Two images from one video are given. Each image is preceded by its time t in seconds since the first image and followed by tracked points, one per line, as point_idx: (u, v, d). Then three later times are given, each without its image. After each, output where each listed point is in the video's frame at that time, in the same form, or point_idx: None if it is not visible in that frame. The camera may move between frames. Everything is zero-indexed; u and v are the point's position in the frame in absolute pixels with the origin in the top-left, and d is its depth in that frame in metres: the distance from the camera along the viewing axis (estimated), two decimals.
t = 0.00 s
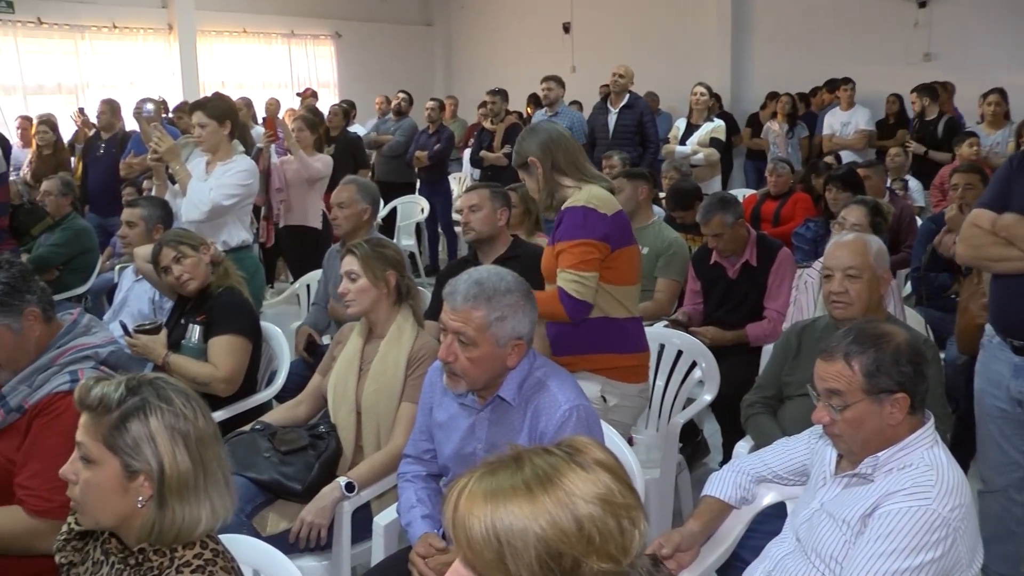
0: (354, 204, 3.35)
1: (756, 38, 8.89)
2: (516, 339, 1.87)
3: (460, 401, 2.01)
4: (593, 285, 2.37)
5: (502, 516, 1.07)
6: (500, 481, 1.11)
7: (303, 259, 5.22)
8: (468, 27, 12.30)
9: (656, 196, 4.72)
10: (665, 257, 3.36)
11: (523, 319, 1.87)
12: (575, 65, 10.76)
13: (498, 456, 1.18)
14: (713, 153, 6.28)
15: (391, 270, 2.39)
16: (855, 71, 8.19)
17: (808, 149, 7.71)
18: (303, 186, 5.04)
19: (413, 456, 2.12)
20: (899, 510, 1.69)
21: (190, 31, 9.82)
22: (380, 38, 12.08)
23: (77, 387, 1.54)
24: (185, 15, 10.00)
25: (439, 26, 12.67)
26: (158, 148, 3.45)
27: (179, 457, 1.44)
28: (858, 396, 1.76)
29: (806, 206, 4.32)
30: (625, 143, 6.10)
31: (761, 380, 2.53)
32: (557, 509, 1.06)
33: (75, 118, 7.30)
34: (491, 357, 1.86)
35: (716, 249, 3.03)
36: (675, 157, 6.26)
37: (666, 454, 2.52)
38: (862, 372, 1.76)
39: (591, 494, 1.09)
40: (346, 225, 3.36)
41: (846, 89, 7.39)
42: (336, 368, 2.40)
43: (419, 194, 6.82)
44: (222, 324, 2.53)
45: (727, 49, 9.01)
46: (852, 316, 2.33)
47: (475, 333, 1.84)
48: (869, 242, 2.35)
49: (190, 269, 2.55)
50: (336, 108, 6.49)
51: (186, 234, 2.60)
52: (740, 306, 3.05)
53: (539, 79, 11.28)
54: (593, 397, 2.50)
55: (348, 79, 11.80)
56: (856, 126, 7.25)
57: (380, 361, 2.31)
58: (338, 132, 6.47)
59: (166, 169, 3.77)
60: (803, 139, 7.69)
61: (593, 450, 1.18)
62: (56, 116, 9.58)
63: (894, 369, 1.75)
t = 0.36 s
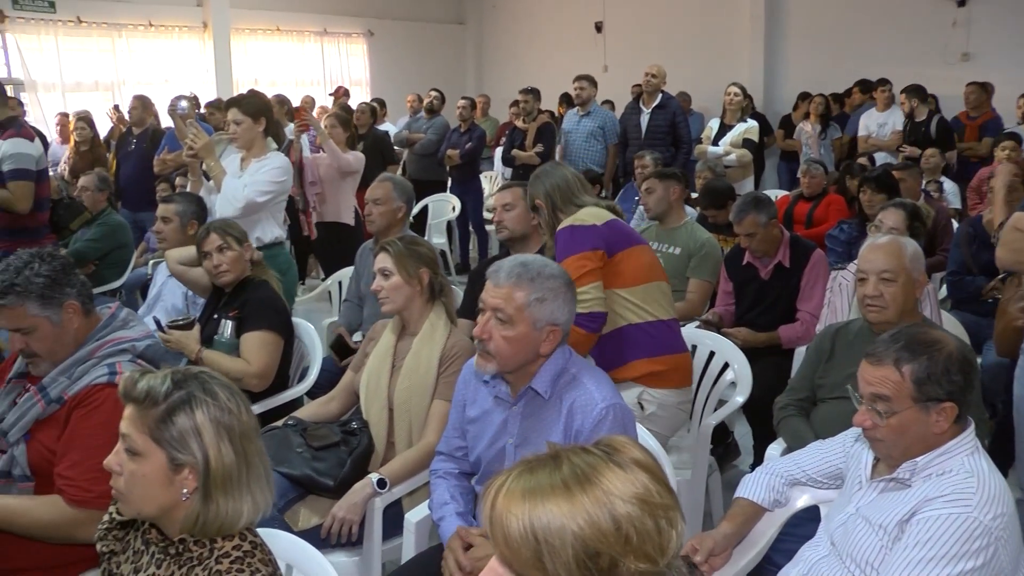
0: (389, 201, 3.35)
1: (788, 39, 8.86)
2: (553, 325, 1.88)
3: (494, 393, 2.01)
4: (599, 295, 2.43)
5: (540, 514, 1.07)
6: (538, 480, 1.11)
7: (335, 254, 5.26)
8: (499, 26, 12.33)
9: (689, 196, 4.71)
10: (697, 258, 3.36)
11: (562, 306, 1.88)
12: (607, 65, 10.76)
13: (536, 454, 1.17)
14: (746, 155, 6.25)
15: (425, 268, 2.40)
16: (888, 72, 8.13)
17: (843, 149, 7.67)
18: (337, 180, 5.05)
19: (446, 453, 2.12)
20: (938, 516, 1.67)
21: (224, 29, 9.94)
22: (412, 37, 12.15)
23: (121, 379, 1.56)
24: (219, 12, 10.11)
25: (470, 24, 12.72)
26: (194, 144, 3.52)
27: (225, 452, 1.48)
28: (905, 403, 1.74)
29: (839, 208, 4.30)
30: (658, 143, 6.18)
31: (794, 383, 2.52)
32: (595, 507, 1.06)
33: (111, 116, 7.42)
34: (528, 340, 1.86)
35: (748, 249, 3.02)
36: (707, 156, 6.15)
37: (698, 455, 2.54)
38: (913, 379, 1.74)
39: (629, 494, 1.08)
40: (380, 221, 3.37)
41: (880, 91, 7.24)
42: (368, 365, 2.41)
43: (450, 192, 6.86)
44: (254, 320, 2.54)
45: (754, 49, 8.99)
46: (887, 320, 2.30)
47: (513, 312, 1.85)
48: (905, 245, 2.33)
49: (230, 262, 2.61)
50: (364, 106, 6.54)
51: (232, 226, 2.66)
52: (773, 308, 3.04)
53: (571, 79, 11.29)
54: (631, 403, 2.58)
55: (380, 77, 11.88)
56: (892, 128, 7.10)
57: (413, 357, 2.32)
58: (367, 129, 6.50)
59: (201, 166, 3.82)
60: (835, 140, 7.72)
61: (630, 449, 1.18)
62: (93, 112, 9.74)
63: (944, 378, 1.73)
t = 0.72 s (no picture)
0: (424, 200, 3.36)
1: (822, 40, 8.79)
2: (605, 308, 1.90)
3: (537, 379, 2.01)
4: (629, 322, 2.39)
5: (581, 516, 1.06)
6: (579, 480, 1.10)
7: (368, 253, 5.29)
8: (533, 26, 12.35)
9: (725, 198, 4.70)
10: (731, 260, 3.34)
11: (617, 292, 1.91)
12: (641, 65, 10.76)
13: (577, 456, 1.17)
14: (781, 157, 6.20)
15: (459, 267, 2.39)
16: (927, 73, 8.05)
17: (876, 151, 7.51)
18: (371, 177, 5.06)
19: (485, 448, 2.13)
20: (984, 524, 1.65)
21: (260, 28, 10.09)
22: (447, 36, 12.22)
23: (176, 378, 1.67)
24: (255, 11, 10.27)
25: (504, 24, 12.73)
26: (231, 142, 3.54)
27: (278, 454, 1.62)
28: (955, 416, 1.70)
29: (876, 210, 4.26)
30: (693, 144, 6.14)
31: (831, 387, 2.50)
32: (635, 508, 1.05)
33: (148, 114, 7.55)
34: (581, 319, 1.88)
35: (784, 252, 3.02)
36: (743, 159, 6.15)
37: (730, 458, 2.57)
38: (966, 394, 1.69)
39: (669, 496, 1.07)
40: (415, 220, 3.38)
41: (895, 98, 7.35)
42: (403, 362, 2.41)
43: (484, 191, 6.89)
44: (290, 318, 2.56)
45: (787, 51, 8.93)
46: (926, 326, 2.27)
47: (570, 290, 1.88)
48: (945, 249, 2.30)
49: (275, 262, 2.66)
50: (396, 105, 6.55)
51: (292, 226, 2.74)
52: (809, 311, 3.03)
53: (605, 79, 11.29)
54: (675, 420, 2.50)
55: (414, 77, 11.94)
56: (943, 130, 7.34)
57: (448, 356, 2.32)
58: (400, 129, 6.52)
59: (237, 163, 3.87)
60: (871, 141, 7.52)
61: (670, 452, 1.17)
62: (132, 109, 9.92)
63: (999, 394, 1.69)
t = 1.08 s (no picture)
0: (459, 199, 3.37)
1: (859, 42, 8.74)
2: (652, 306, 1.90)
3: (580, 375, 2.02)
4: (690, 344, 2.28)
5: (622, 516, 1.06)
6: (621, 481, 1.10)
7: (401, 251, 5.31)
8: (568, 26, 12.41)
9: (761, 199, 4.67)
10: (767, 262, 3.32)
11: (663, 289, 1.91)
12: (677, 66, 10.78)
13: (617, 457, 1.16)
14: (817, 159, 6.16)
15: (495, 267, 2.39)
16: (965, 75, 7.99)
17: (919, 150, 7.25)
18: (405, 174, 5.10)
19: (523, 444, 2.15)
20: None
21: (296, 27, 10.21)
22: (482, 37, 12.34)
23: (224, 379, 1.69)
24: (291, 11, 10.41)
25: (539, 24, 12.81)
26: (268, 139, 3.57)
27: (323, 457, 1.63)
28: (1003, 425, 1.68)
29: (914, 213, 4.23)
30: (725, 145, 6.08)
31: (868, 392, 2.47)
32: (676, 510, 1.04)
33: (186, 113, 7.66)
34: (628, 316, 1.89)
35: (821, 256, 3.01)
36: (778, 160, 6.11)
37: (764, 462, 2.54)
38: (1015, 403, 1.66)
39: (711, 498, 1.07)
40: (450, 219, 3.38)
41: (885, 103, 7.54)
42: (437, 361, 2.42)
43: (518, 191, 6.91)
44: (325, 317, 2.57)
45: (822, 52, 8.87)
46: (966, 330, 2.24)
47: (618, 286, 1.88)
48: (986, 253, 2.28)
49: (314, 260, 2.70)
50: (430, 103, 6.57)
51: (338, 228, 2.79)
52: (846, 315, 3.02)
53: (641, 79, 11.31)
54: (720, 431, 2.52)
55: (448, 77, 12.06)
56: (990, 133, 7.01)
57: (483, 355, 2.32)
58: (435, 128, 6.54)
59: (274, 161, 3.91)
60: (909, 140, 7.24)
61: (712, 454, 1.16)
62: (170, 107, 10.03)
63: None
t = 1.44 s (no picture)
0: (489, 198, 3.37)
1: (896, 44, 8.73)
2: (686, 299, 1.96)
3: (619, 369, 2.09)
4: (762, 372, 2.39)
5: (658, 518, 1.05)
6: (657, 482, 1.09)
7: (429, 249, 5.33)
8: (599, 26, 12.44)
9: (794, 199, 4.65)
10: (799, 265, 3.34)
11: (694, 283, 1.97)
12: (708, 65, 10.78)
13: (653, 459, 1.16)
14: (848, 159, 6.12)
15: (527, 266, 2.39)
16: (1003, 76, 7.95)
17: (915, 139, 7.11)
18: (431, 175, 5.13)
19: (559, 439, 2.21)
20: None
21: (327, 25, 10.25)
22: (512, 35, 12.38)
23: (256, 374, 1.70)
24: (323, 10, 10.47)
25: (570, 23, 12.85)
26: (302, 137, 3.61)
27: (356, 449, 1.64)
28: None
29: (950, 215, 4.20)
30: (755, 146, 6.03)
31: (901, 395, 2.45)
32: (712, 512, 1.04)
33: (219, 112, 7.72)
34: (662, 310, 1.95)
35: (854, 258, 3.01)
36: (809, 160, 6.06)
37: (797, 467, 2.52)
38: None
39: (747, 501, 1.06)
40: (479, 218, 3.39)
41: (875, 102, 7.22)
42: (468, 360, 2.42)
43: (548, 191, 6.89)
44: (355, 315, 2.58)
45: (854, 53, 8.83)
46: (996, 330, 2.21)
47: (651, 282, 1.95)
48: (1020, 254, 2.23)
49: (345, 255, 2.72)
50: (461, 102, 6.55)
51: (371, 224, 2.79)
52: (880, 317, 3.00)
53: (672, 79, 11.31)
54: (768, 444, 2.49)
55: (479, 76, 12.11)
56: None
57: (515, 353, 2.32)
58: (466, 127, 6.56)
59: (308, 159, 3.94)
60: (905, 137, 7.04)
61: (747, 456, 1.15)
62: (202, 106, 10.07)
63: None
